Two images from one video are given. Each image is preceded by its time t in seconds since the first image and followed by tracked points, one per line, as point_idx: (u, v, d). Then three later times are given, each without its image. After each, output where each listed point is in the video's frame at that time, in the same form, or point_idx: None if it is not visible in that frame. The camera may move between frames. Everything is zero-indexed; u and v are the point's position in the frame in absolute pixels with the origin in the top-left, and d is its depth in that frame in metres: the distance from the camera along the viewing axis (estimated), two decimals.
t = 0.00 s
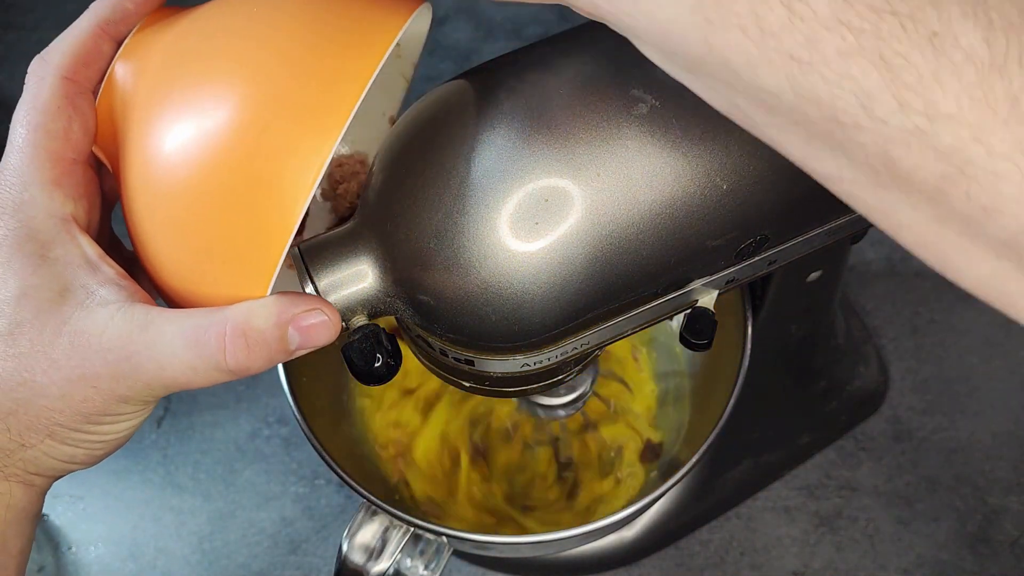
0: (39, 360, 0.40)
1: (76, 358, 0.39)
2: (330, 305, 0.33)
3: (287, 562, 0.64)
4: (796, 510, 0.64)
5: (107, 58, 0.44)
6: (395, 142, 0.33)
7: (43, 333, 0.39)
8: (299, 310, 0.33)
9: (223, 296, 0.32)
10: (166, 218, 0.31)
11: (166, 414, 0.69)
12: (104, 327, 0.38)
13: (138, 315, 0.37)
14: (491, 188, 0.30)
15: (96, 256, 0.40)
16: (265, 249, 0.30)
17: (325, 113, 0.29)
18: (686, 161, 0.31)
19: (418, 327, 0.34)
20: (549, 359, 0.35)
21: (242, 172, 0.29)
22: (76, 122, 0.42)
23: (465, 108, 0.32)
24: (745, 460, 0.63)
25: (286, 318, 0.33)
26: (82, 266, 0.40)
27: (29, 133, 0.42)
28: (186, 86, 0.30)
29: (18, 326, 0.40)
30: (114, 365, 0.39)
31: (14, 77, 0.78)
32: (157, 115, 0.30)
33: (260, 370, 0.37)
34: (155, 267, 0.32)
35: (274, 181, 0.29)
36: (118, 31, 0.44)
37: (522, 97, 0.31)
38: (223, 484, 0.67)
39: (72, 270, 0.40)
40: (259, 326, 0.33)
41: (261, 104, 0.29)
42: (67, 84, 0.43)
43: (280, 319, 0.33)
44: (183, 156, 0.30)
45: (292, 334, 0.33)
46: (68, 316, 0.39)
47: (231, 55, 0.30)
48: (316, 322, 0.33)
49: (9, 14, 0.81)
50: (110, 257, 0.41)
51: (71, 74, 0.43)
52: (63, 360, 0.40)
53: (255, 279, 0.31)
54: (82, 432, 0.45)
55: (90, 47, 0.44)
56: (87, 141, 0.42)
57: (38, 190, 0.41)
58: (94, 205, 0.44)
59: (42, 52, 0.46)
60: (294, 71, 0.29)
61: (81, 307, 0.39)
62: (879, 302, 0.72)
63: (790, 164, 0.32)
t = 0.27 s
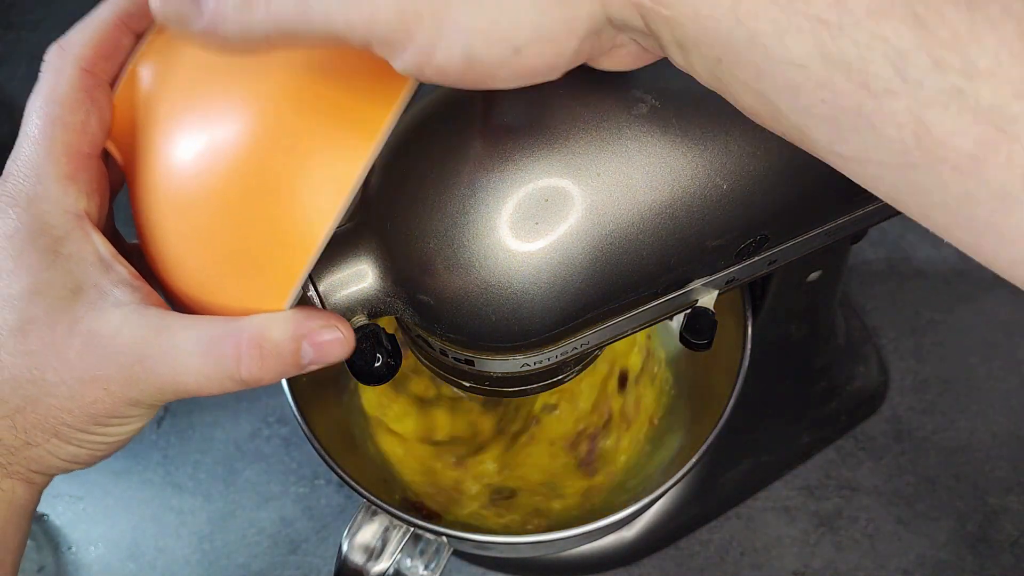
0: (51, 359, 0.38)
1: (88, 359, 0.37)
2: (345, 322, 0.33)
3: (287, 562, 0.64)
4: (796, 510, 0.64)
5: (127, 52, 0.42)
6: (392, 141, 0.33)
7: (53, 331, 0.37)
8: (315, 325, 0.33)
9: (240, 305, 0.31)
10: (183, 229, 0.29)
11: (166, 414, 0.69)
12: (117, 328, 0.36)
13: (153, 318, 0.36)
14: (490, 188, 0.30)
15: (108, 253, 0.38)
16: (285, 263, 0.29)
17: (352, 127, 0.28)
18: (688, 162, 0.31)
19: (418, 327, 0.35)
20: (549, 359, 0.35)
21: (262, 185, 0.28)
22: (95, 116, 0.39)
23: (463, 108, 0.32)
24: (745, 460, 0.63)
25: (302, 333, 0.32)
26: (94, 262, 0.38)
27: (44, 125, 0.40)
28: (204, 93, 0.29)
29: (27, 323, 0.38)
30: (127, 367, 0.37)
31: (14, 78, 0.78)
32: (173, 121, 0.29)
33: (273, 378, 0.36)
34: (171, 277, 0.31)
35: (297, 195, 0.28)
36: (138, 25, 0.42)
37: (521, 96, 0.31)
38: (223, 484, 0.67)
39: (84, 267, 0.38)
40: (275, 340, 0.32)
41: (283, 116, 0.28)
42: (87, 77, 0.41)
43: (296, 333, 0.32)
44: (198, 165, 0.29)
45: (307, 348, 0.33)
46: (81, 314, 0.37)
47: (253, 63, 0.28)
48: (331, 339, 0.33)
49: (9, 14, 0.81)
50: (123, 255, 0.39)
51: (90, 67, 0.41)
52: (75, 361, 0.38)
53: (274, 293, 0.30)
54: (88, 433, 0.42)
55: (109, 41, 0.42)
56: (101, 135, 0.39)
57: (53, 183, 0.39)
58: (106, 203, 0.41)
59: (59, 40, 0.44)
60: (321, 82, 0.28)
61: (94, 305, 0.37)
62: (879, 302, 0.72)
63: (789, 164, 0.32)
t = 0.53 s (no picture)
0: (75, 369, 0.38)
1: (113, 371, 0.37)
2: (361, 326, 0.34)
3: (288, 562, 0.64)
4: (796, 510, 0.64)
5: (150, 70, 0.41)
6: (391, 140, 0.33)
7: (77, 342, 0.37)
8: (334, 331, 0.33)
9: (256, 313, 0.31)
10: (201, 234, 0.29)
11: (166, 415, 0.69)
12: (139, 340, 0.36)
13: (174, 329, 0.36)
14: (490, 187, 0.30)
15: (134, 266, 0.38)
16: (300, 270, 0.29)
17: (368, 134, 0.28)
18: (690, 164, 0.31)
19: (418, 327, 0.35)
20: (549, 359, 0.35)
21: (276, 192, 0.28)
22: (117, 131, 0.39)
23: (462, 108, 0.32)
24: (745, 460, 0.63)
25: (322, 339, 0.32)
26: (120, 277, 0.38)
27: (67, 140, 0.39)
28: (217, 98, 0.28)
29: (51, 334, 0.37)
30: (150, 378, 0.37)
31: (14, 77, 0.78)
32: (190, 125, 0.29)
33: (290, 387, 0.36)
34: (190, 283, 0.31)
35: (311, 201, 0.28)
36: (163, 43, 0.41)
37: (521, 96, 0.31)
38: (223, 484, 0.67)
39: (108, 280, 0.38)
40: (294, 347, 0.32)
41: (296, 121, 0.28)
42: (109, 93, 0.40)
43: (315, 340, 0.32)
44: (213, 172, 0.28)
45: (326, 354, 0.33)
46: (104, 326, 0.37)
47: (269, 69, 0.28)
48: (349, 343, 0.33)
49: (8, 13, 0.81)
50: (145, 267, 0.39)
51: (114, 84, 0.40)
52: (98, 371, 0.37)
53: (288, 300, 0.30)
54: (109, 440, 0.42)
55: (130, 57, 0.40)
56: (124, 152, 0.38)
57: (75, 198, 0.39)
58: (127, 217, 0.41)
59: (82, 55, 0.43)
60: (335, 88, 0.28)
61: (117, 317, 0.37)
62: (879, 302, 0.72)
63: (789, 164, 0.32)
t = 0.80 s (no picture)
0: (64, 363, 0.37)
1: (99, 363, 0.37)
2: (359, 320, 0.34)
3: (287, 561, 0.64)
4: (796, 510, 0.64)
5: (120, 47, 0.41)
6: (392, 141, 0.33)
7: (62, 335, 0.37)
8: (327, 317, 0.32)
9: (246, 302, 0.31)
10: (187, 223, 0.29)
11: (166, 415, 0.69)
12: (128, 330, 0.36)
13: (164, 319, 0.35)
14: (490, 188, 0.30)
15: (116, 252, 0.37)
16: (289, 255, 0.29)
17: (359, 118, 0.28)
18: (689, 162, 0.31)
19: (418, 327, 0.34)
20: (549, 360, 0.35)
21: (266, 179, 0.28)
22: (90, 114, 0.38)
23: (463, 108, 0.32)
24: (745, 460, 0.63)
25: (315, 324, 0.32)
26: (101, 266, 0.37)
27: (39, 125, 0.39)
28: (201, 79, 0.28)
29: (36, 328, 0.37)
30: (141, 371, 0.36)
31: (13, 77, 0.78)
32: (174, 112, 0.29)
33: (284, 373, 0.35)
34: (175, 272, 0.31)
35: (301, 188, 0.28)
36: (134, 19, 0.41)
37: (521, 96, 0.31)
38: (223, 484, 0.67)
39: (88, 270, 0.37)
40: (287, 335, 0.32)
41: (285, 102, 0.27)
42: (79, 74, 0.40)
43: (308, 327, 0.32)
44: (200, 155, 0.28)
45: (319, 340, 0.32)
46: (91, 318, 0.36)
47: (251, 48, 0.28)
48: (344, 328, 0.32)
49: (8, 14, 0.81)
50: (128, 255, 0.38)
51: (84, 63, 0.40)
52: (86, 364, 0.37)
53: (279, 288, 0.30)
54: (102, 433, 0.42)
55: (101, 36, 0.40)
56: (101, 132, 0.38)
57: (51, 185, 0.38)
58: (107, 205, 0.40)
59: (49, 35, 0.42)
60: (321, 68, 0.28)
61: (104, 310, 0.36)
62: (879, 302, 0.72)
63: (790, 164, 0.32)
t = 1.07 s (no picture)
0: (70, 368, 0.37)
1: (107, 368, 0.37)
2: (362, 330, 0.34)
3: (287, 562, 0.64)
4: (796, 510, 0.64)
5: (145, 50, 0.41)
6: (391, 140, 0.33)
7: (71, 338, 0.37)
8: (336, 335, 0.33)
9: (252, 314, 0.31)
10: (201, 235, 0.29)
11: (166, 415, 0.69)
12: (138, 338, 0.36)
13: (174, 329, 0.35)
14: (489, 188, 0.30)
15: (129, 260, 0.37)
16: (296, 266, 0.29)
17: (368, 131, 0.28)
18: (689, 163, 0.31)
19: (418, 327, 0.34)
20: (549, 359, 0.35)
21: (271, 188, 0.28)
22: (111, 115, 0.38)
23: (462, 107, 0.32)
24: (745, 460, 0.63)
25: (324, 343, 0.33)
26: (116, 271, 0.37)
27: (61, 124, 0.39)
28: (221, 95, 0.28)
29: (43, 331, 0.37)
30: (150, 378, 0.36)
31: (14, 77, 0.78)
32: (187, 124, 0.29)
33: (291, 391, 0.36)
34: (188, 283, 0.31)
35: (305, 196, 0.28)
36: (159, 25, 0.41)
37: (520, 96, 0.31)
38: (223, 484, 0.67)
39: (102, 274, 0.37)
40: (296, 352, 0.32)
41: (303, 122, 0.27)
42: (103, 75, 0.39)
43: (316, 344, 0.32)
44: (211, 166, 0.28)
45: (326, 358, 0.33)
46: (100, 323, 0.36)
47: (281, 67, 0.28)
48: (353, 347, 0.33)
49: (8, 14, 0.81)
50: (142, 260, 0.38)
51: (108, 65, 0.40)
52: (94, 368, 0.37)
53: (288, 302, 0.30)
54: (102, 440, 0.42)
55: (126, 38, 0.40)
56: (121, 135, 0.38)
57: (70, 184, 0.38)
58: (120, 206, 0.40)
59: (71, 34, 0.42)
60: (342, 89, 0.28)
61: (115, 314, 0.36)
62: (879, 302, 0.72)
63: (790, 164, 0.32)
